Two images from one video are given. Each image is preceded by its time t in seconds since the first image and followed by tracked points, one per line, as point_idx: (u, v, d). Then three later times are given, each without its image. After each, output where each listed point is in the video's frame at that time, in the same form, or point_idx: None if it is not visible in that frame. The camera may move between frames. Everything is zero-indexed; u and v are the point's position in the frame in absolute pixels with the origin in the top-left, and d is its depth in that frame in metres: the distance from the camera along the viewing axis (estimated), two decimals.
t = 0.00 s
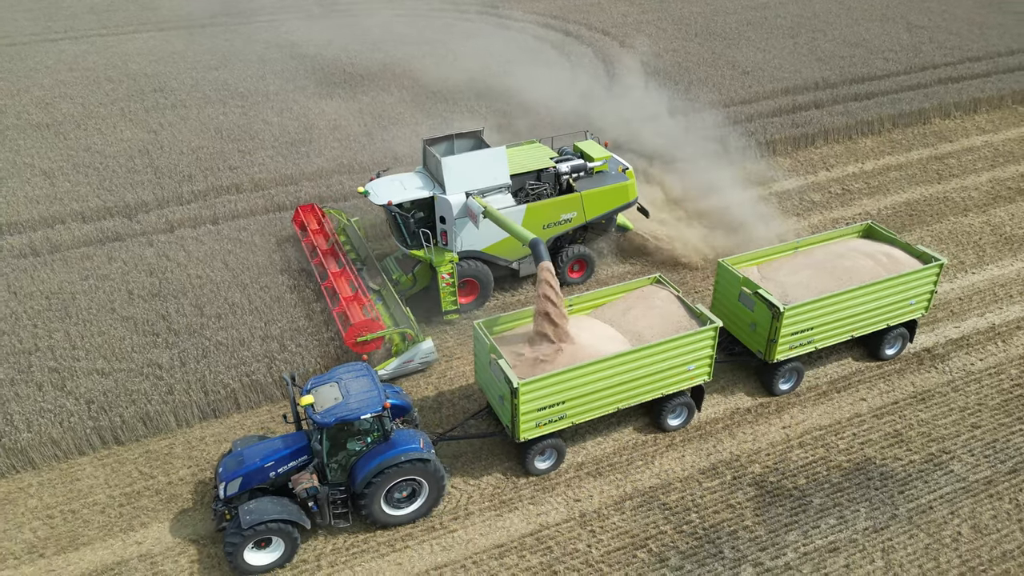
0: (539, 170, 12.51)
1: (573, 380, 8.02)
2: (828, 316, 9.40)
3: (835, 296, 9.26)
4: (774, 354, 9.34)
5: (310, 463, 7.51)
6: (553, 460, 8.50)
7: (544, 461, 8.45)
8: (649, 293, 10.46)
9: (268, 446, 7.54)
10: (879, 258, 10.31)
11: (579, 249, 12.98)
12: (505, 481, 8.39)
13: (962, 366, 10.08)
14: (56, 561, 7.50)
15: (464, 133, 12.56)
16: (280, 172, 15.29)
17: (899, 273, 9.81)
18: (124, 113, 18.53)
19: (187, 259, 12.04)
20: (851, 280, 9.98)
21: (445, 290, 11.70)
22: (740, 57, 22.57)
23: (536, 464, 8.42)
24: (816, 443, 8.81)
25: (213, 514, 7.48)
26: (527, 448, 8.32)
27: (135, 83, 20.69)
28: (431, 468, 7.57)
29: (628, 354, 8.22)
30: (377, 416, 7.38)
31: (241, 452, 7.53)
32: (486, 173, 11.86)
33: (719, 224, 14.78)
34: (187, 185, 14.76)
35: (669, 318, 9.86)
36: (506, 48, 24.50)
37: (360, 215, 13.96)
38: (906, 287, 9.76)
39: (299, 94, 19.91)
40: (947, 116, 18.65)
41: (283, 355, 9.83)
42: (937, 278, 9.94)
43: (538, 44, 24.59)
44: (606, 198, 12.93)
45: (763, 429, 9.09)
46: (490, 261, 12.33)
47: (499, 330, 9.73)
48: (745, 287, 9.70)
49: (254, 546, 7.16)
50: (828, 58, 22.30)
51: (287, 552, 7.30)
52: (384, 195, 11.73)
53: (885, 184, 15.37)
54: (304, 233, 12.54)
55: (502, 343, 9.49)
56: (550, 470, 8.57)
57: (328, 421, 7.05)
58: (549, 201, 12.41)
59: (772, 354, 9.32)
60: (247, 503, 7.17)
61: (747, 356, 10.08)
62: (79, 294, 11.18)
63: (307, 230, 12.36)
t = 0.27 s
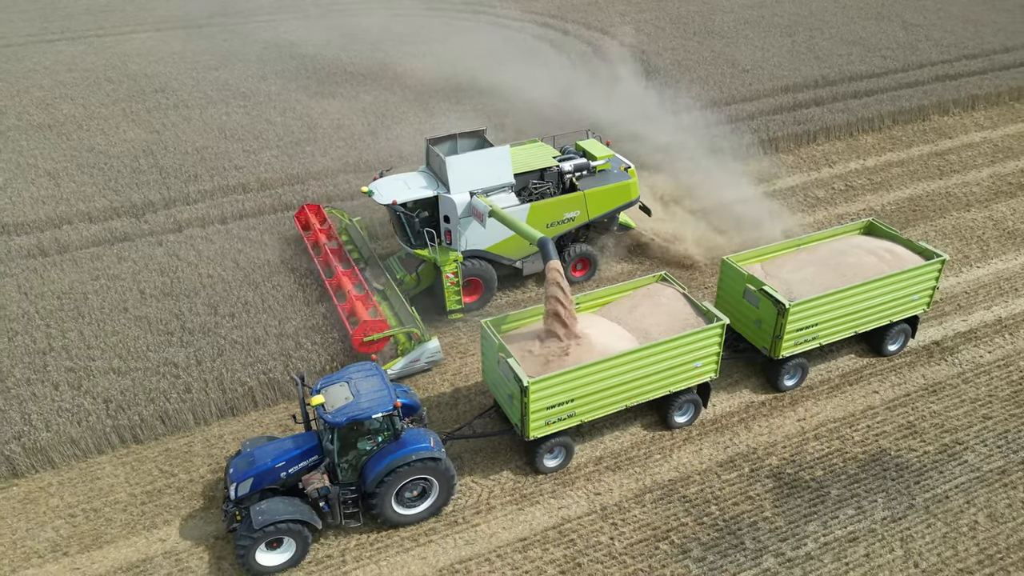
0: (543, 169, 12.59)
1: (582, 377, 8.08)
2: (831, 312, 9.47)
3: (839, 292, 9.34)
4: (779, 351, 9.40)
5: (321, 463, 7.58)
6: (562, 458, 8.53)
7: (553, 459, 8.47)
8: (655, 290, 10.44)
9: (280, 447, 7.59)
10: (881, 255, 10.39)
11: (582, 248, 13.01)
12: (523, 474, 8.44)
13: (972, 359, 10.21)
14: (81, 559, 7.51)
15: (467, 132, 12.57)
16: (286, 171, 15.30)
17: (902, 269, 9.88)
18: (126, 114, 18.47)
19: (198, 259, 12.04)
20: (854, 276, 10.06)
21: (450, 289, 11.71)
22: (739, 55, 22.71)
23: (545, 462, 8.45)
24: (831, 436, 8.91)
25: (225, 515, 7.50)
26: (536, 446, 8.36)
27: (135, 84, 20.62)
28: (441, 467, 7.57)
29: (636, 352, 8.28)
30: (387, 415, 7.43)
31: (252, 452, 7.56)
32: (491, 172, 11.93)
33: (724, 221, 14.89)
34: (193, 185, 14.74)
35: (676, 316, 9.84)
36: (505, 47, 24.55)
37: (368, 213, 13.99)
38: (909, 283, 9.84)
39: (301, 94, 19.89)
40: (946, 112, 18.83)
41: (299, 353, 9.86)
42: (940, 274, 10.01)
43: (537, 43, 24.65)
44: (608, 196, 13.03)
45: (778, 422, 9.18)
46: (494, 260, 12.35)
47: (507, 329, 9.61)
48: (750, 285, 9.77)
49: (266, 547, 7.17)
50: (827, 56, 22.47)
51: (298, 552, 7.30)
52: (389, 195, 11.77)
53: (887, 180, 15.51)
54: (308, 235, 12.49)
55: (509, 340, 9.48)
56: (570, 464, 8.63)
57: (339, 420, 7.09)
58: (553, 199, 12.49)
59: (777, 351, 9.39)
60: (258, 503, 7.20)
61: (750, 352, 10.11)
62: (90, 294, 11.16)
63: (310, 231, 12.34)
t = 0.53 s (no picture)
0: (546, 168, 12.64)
1: (592, 375, 8.11)
2: (836, 309, 9.54)
3: (845, 288, 9.40)
4: (785, 347, 9.46)
5: (333, 463, 7.55)
6: (571, 456, 8.53)
7: (563, 457, 8.49)
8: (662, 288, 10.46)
9: (291, 447, 7.55)
10: (884, 251, 10.48)
11: (585, 247, 13.04)
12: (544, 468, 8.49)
13: (981, 351, 10.35)
14: (106, 557, 7.52)
15: (470, 132, 12.56)
16: (293, 170, 15.30)
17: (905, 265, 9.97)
18: (129, 114, 18.41)
19: (209, 258, 12.04)
20: (857, 273, 10.13)
21: (453, 289, 11.87)
22: (739, 53, 22.84)
23: (555, 460, 8.46)
24: (847, 428, 9.00)
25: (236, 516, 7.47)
26: (545, 444, 8.37)
27: (136, 84, 20.54)
28: (453, 466, 7.57)
29: (645, 349, 8.31)
30: (399, 415, 7.41)
31: (264, 453, 7.52)
32: (495, 172, 11.95)
33: (730, 218, 15.00)
34: (200, 184, 14.72)
35: (683, 313, 9.86)
36: (505, 46, 24.59)
37: (376, 212, 14.01)
38: (912, 279, 9.93)
39: (303, 93, 19.88)
40: (945, 109, 19.02)
41: (316, 351, 9.89)
42: (942, 270, 10.11)
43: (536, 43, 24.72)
44: (611, 195, 13.11)
45: (793, 415, 9.27)
46: (497, 259, 12.45)
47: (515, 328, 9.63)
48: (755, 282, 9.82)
49: (278, 548, 7.15)
50: (825, 54, 22.63)
51: (311, 552, 7.29)
52: (393, 194, 11.72)
53: (890, 176, 15.66)
54: (307, 234, 12.34)
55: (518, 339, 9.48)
56: (590, 459, 8.70)
57: (351, 421, 7.08)
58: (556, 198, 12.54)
59: (783, 348, 9.44)
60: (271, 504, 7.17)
61: (754, 349, 10.14)
62: (103, 294, 11.15)
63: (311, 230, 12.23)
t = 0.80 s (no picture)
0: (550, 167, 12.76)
1: (602, 373, 8.12)
2: (842, 306, 9.59)
3: (850, 284, 9.45)
4: (792, 344, 9.50)
5: (345, 463, 7.53)
6: (581, 454, 8.55)
7: (573, 456, 8.50)
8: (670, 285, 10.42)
9: (303, 447, 7.50)
10: (888, 248, 10.53)
11: (589, 246, 13.13)
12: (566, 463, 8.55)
13: (992, 343, 10.47)
14: (132, 555, 7.53)
15: (472, 131, 12.66)
16: (299, 170, 15.29)
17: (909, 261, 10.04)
18: (131, 114, 18.33)
19: (220, 258, 12.03)
20: (862, 269, 10.18)
21: (459, 289, 11.87)
22: (738, 52, 22.96)
23: (565, 459, 8.47)
24: (863, 421, 9.10)
25: (248, 517, 7.44)
26: (555, 443, 8.38)
27: (137, 85, 20.45)
28: (466, 465, 7.57)
29: (654, 347, 8.34)
30: (412, 414, 7.38)
31: (275, 454, 7.46)
32: (499, 172, 11.99)
33: (736, 215, 15.10)
34: (207, 184, 14.70)
35: (691, 310, 9.82)
36: (505, 46, 24.63)
37: (385, 211, 14.03)
38: (916, 275, 9.99)
39: (305, 93, 19.86)
40: (945, 106, 19.19)
41: (333, 349, 9.92)
42: (945, 266, 10.19)
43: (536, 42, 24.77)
44: (615, 193, 13.15)
45: (809, 408, 9.36)
46: (502, 258, 12.46)
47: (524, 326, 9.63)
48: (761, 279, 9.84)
49: (291, 549, 7.14)
50: (824, 51, 22.77)
51: (324, 553, 7.28)
52: (397, 195, 11.77)
53: (893, 172, 15.80)
54: (311, 236, 12.28)
55: (526, 338, 9.47)
56: (610, 453, 8.76)
57: (364, 421, 7.05)
58: (560, 198, 12.56)
59: (790, 344, 9.48)
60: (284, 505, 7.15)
61: (760, 346, 10.18)
62: (116, 294, 11.13)
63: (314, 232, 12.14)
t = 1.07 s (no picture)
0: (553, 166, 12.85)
1: (613, 372, 8.16)
2: (847, 303, 9.65)
3: (856, 281, 9.50)
4: (798, 341, 9.55)
5: (357, 464, 7.54)
6: (591, 453, 8.57)
7: (582, 455, 8.52)
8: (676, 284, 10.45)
9: (315, 449, 7.51)
10: (891, 245, 10.60)
11: (592, 245, 13.22)
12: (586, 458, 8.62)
13: (1000, 336, 10.61)
14: (158, 553, 7.54)
15: (475, 132, 12.83)
16: (306, 170, 15.31)
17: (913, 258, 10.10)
18: (134, 115, 18.28)
19: (232, 258, 12.04)
20: (866, 267, 10.24)
21: (464, 289, 11.83)
22: (737, 50, 23.10)
23: (575, 458, 8.49)
24: (877, 413, 9.20)
25: (260, 519, 7.40)
26: (566, 442, 8.40)
27: (138, 85, 20.38)
28: (478, 464, 7.59)
29: (664, 345, 8.38)
30: (424, 415, 7.40)
31: (287, 455, 7.42)
32: (503, 171, 12.06)
33: (741, 212, 15.21)
34: (215, 184, 14.69)
35: (699, 309, 9.81)
36: (504, 46, 24.68)
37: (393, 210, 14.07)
38: (920, 272, 10.05)
39: (308, 93, 19.86)
40: (944, 103, 19.37)
41: (350, 347, 9.96)
42: (948, 262, 10.25)
43: (536, 41, 24.83)
44: (618, 191, 13.19)
45: (824, 401, 9.46)
46: (507, 258, 12.48)
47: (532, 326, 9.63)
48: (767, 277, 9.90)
49: (305, 550, 7.13)
50: (822, 49, 22.93)
51: (337, 554, 7.27)
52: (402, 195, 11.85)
53: (896, 168, 15.95)
54: (315, 237, 12.33)
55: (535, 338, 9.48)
56: (629, 447, 8.83)
57: (378, 421, 7.07)
58: (563, 197, 12.61)
59: (796, 342, 9.54)
60: (297, 506, 7.15)
61: (766, 344, 10.18)
62: (128, 294, 11.12)
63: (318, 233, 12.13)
